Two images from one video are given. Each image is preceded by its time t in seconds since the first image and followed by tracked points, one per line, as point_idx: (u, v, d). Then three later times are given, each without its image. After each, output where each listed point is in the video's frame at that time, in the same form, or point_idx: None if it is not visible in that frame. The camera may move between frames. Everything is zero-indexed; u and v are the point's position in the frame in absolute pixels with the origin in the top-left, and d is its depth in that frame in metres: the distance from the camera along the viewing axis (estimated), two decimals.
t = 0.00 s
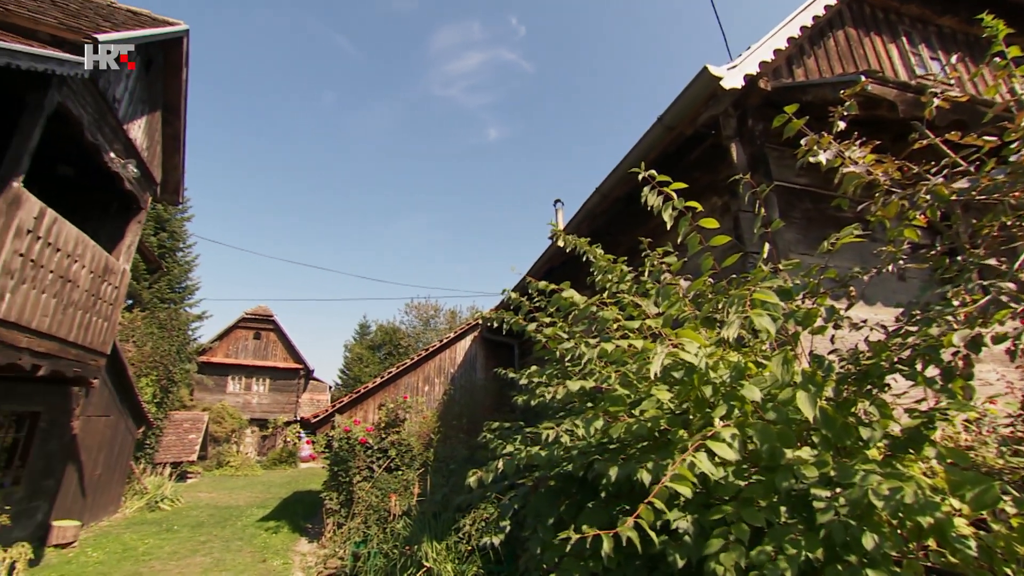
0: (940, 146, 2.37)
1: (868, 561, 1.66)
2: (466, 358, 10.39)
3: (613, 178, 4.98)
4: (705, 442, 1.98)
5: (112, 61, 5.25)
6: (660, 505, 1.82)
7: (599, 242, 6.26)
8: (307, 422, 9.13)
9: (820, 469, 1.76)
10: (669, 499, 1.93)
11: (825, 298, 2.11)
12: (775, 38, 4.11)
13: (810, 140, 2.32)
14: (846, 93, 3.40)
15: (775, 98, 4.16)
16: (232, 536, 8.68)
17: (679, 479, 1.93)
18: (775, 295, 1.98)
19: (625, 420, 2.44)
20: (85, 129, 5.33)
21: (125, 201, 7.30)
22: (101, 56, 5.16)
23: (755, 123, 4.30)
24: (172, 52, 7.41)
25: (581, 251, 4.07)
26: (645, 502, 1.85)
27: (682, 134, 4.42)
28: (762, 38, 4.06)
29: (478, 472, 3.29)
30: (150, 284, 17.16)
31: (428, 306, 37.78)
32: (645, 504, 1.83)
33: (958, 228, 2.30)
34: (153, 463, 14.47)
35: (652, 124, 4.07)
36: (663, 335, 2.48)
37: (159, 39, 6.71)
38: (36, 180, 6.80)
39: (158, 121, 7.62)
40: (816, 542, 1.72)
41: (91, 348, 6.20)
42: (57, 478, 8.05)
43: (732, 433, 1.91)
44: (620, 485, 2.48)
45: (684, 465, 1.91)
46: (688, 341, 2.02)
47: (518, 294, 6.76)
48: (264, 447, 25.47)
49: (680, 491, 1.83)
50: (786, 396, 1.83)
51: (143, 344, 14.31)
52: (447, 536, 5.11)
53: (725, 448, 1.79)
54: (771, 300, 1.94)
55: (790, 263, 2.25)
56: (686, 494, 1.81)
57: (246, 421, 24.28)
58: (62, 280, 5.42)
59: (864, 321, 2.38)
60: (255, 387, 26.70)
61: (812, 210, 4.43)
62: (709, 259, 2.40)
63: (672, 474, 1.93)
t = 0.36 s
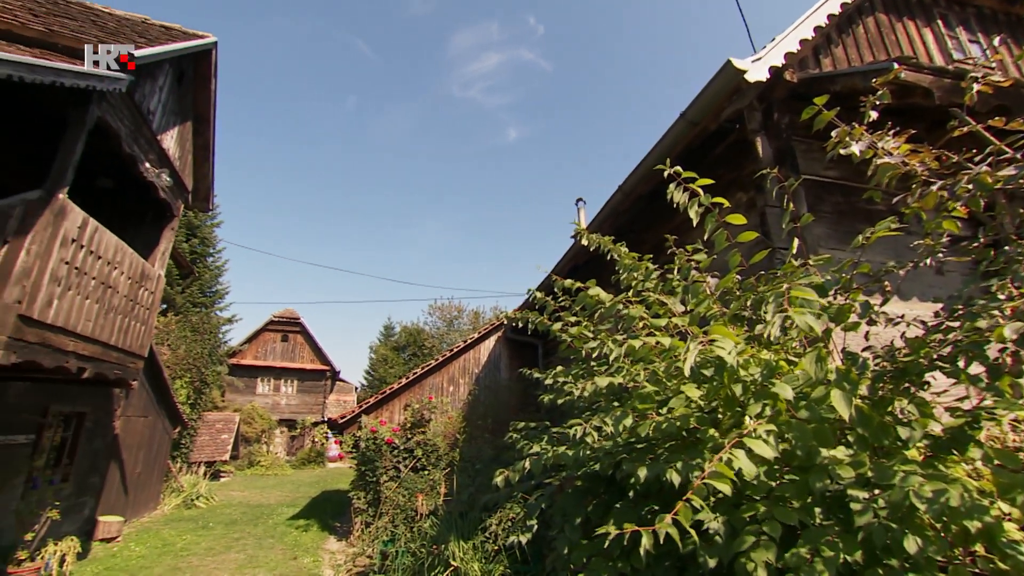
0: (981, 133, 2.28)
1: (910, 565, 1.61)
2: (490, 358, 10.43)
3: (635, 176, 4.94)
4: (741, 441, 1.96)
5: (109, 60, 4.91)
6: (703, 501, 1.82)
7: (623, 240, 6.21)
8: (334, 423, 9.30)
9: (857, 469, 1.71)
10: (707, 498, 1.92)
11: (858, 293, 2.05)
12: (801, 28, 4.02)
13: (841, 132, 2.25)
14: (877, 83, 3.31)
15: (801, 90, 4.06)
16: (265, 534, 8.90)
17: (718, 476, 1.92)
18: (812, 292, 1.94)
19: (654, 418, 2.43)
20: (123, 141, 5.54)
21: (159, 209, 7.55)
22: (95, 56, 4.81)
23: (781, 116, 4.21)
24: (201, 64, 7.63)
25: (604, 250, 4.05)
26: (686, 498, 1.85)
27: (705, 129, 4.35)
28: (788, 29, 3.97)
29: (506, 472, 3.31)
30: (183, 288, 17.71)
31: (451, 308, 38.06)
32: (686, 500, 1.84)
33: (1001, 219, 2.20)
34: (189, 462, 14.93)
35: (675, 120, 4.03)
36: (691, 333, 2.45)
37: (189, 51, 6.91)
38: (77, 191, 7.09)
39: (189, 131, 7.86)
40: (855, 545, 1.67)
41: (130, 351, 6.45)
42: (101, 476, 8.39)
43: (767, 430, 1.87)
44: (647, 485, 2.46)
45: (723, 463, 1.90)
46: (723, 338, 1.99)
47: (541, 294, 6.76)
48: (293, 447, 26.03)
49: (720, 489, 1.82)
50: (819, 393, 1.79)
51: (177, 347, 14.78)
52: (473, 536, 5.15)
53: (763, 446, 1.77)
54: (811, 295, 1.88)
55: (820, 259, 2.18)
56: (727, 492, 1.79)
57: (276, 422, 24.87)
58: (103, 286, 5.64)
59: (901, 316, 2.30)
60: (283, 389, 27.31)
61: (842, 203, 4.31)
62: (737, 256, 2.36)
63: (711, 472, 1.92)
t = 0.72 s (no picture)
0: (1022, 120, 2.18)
1: (954, 569, 1.56)
2: (513, 358, 10.38)
3: (657, 173, 4.89)
4: (775, 440, 1.92)
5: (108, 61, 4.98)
6: (740, 502, 1.81)
7: (645, 238, 6.16)
8: (360, 423, 9.45)
9: (895, 470, 1.66)
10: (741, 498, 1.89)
11: (892, 288, 1.98)
12: (827, 17, 3.91)
13: (872, 123, 2.19)
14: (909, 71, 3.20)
15: (828, 81, 3.96)
16: (294, 532, 9.09)
17: (751, 476, 1.90)
18: (851, 284, 1.89)
19: (680, 418, 2.40)
20: (155, 151, 5.74)
21: (190, 216, 7.78)
22: (95, 56, 4.95)
23: (807, 108, 4.12)
24: (227, 73, 7.83)
25: (627, 248, 4.02)
26: (722, 499, 1.85)
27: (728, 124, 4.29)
28: (813, 18, 3.87)
29: (532, 472, 3.31)
30: (212, 292, 18.20)
31: (473, 308, 38.25)
32: (721, 500, 1.82)
33: None
34: (220, 461, 15.36)
35: (697, 115, 3.97)
36: (718, 331, 2.41)
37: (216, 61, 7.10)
38: (113, 200, 7.35)
39: (217, 139, 8.08)
40: (894, 548, 1.62)
41: (164, 353, 6.66)
42: (140, 474, 8.69)
43: (800, 429, 1.82)
44: (675, 485, 2.43)
45: (757, 462, 1.87)
46: (753, 335, 1.95)
47: (564, 293, 6.74)
48: (319, 447, 26.52)
49: (755, 488, 1.79)
50: (852, 391, 1.74)
51: (207, 349, 15.21)
52: (499, 535, 5.18)
53: (798, 444, 1.73)
54: (849, 289, 1.82)
55: (851, 253, 2.12)
56: (762, 491, 1.77)
57: (302, 422, 25.37)
58: (139, 291, 5.85)
59: (939, 311, 2.21)
60: (309, 390, 27.84)
61: (872, 196, 4.19)
62: (764, 252, 2.31)
63: (746, 472, 1.89)
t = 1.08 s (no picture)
0: None
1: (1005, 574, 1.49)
2: (538, 358, 10.37)
3: (682, 168, 4.82)
4: (807, 439, 1.87)
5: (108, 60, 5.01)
6: (771, 502, 1.78)
7: (670, 234, 6.08)
8: (387, 422, 9.58)
9: (940, 471, 1.59)
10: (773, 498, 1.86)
11: (932, 282, 1.90)
12: (858, 3, 3.78)
13: (910, 110, 2.10)
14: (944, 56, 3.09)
15: (859, 69, 3.83)
16: (324, 529, 9.28)
17: (784, 476, 1.85)
18: (887, 278, 1.82)
19: (710, 417, 2.36)
20: (188, 160, 5.92)
21: (220, 221, 7.99)
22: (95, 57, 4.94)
23: (837, 97, 3.99)
24: (254, 81, 8.02)
25: (652, 245, 3.97)
26: (752, 500, 1.83)
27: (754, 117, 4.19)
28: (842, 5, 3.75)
29: (560, 470, 3.31)
30: (243, 295, 18.71)
31: (496, 308, 38.38)
32: (751, 501, 1.79)
33: None
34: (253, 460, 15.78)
35: (722, 109, 3.90)
36: (748, 328, 2.36)
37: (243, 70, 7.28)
38: (149, 209, 7.59)
39: (245, 145, 8.29)
40: (940, 552, 1.55)
41: (199, 355, 6.88)
42: (179, 471, 8.98)
43: (836, 429, 1.77)
44: (705, 484, 2.40)
45: (790, 462, 1.83)
46: (785, 333, 1.90)
47: (588, 292, 6.70)
48: (347, 446, 26.98)
49: (788, 488, 1.76)
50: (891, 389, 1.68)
51: (239, 351, 15.64)
52: (526, 534, 5.20)
53: (832, 444, 1.68)
54: (884, 284, 1.76)
55: (886, 246, 2.04)
56: (795, 491, 1.73)
57: (331, 422, 25.87)
58: (175, 295, 6.05)
59: (985, 305, 2.11)
60: (337, 390, 28.36)
61: (907, 185, 4.03)
62: (795, 247, 2.25)
63: (778, 472, 1.86)
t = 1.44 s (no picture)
0: None
1: None
2: (565, 356, 10.33)
3: (709, 162, 4.73)
4: (844, 439, 1.81)
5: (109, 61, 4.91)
6: (804, 505, 1.75)
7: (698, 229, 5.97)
8: (416, 421, 9.70)
9: (993, 471, 1.52)
10: (809, 497, 1.82)
11: (981, 273, 1.81)
12: None
13: (956, 91, 1.98)
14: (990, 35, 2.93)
15: (896, 52, 3.67)
16: (357, 526, 9.46)
17: (820, 478, 1.81)
18: (932, 271, 1.74)
19: (744, 415, 2.31)
20: (221, 167, 6.11)
21: (253, 226, 8.21)
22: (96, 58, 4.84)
23: (873, 83, 3.84)
24: (282, 88, 8.20)
25: (680, 240, 3.90)
26: (785, 501, 1.80)
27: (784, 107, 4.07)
28: None
29: (591, 468, 3.29)
30: (274, 298, 19.21)
31: (522, 307, 38.39)
32: (784, 503, 1.76)
33: None
34: (287, 458, 16.20)
35: (749, 100, 3.81)
36: (783, 324, 2.29)
37: (271, 78, 7.46)
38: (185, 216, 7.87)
39: (274, 151, 8.49)
40: (995, 556, 1.47)
41: (234, 356, 7.09)
42: (217, 469, 9.29)
43: (878, 428, 1.70)
44: (740, 483, 2.34)
45: (825, 462, 1.77)
46: (823, 328, 1.84)
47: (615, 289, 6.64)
48: (378, 445, 27.50)
49: (822, 490, 1.71)
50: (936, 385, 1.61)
51: (271, 353, 16.04)
52: (556, 533, 5.20)
53: (872, 444, 1.62)
54: (929, 278, 1.68)
55: (930, 236, 1.95)
56: (830, 493, 1.68)
57: (361, 421, 26.35)
58: (211, 298, 6.26)
59: None
60: (367, 390, 28.85)
61: (950, 173, 3.85)
62: (831, 240, 2.17)
63: (813, 472, 1.81)
